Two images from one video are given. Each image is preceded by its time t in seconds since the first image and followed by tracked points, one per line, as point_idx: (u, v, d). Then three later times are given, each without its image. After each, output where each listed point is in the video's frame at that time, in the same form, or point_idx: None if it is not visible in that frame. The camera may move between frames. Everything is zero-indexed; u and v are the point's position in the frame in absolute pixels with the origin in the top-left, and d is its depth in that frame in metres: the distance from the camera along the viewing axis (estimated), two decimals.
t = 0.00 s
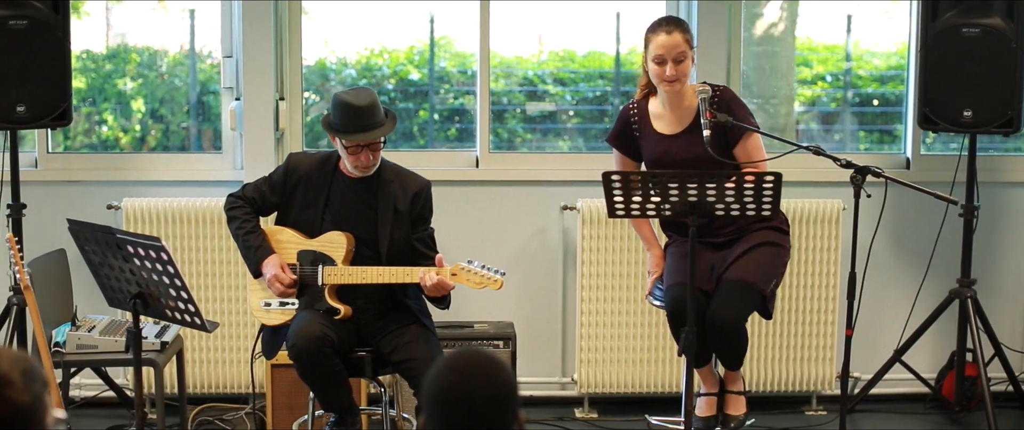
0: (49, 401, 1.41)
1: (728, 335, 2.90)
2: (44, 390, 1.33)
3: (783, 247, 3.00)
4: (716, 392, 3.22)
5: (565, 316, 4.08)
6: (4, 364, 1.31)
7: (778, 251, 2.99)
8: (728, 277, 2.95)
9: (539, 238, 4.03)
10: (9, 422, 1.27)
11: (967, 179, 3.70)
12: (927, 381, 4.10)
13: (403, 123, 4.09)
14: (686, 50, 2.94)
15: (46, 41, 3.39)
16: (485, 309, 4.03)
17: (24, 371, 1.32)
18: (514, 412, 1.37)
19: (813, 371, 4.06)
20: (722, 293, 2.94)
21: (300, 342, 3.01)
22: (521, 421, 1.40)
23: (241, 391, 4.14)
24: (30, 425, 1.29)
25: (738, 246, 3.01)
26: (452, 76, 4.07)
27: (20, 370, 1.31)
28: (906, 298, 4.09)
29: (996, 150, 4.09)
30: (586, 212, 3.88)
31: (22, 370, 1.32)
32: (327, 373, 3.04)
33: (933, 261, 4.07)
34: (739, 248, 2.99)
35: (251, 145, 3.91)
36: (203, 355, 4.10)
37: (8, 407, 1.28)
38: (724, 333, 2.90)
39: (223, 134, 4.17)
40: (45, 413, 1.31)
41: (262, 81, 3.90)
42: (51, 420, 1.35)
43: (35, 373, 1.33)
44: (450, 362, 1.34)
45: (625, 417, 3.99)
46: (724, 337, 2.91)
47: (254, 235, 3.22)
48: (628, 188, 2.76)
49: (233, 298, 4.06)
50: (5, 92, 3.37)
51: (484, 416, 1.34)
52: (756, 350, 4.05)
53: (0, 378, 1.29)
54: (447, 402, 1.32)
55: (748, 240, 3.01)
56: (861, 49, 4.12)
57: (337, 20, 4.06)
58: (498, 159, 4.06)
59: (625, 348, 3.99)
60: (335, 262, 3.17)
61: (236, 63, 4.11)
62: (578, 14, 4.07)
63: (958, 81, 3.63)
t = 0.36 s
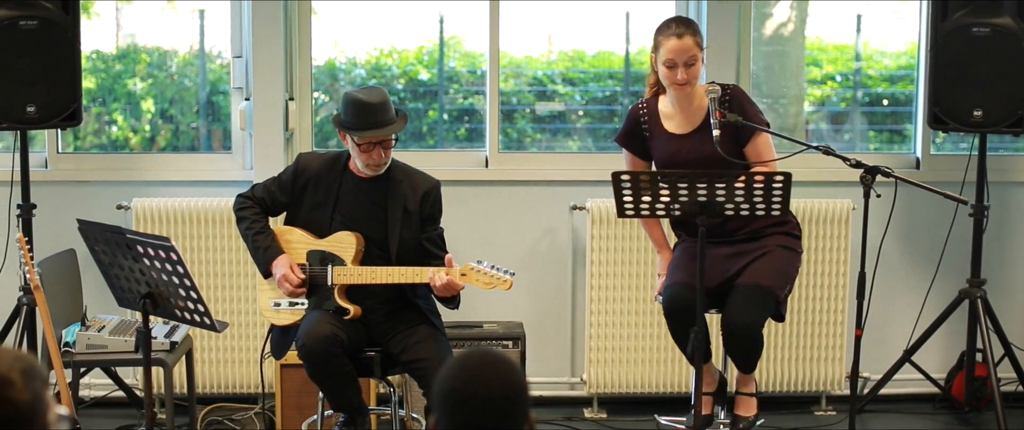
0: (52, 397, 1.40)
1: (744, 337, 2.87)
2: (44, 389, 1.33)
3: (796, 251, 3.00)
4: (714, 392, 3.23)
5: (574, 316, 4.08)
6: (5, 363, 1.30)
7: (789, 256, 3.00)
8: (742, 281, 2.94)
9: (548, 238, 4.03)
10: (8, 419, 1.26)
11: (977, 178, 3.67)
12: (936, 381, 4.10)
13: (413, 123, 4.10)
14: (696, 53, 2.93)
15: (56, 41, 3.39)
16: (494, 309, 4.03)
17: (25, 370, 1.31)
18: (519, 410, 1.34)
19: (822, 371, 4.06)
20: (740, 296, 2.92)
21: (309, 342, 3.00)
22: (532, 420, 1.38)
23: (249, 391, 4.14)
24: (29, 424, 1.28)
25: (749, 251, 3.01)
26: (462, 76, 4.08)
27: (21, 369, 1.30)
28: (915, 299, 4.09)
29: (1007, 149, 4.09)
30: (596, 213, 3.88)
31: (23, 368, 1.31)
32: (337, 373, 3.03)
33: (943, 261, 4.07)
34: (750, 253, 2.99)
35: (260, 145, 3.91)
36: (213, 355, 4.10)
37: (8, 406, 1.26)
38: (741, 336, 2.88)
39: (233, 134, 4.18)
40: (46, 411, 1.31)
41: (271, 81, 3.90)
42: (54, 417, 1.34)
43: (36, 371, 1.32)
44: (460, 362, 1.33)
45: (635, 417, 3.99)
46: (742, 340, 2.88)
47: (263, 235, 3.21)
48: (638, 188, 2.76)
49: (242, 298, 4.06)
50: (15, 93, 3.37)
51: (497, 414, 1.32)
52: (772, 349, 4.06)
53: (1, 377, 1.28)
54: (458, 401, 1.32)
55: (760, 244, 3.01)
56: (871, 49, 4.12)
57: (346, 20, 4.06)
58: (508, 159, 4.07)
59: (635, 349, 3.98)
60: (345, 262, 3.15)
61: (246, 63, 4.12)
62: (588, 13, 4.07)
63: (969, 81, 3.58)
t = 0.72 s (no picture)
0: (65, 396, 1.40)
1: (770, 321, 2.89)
2: (59, 388, 1.32)
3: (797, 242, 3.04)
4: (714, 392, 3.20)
5: (578, 316, 4.08)
6: (20, 364, 1.29)
7: (783, 240, 3.04)
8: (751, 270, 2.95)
9: (552, 238, 4.03)
10: (23, 420, 1.26)
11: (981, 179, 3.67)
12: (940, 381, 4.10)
13: (417, 123, 4.10)
14: (707, 40, 2.95)
15: (60, 41, 3.39)
16: (498, 309, 4.04)
17: (39, 371, 1.31)
18: (525, 413, 1.34)
19: (826, 371, 4.06)
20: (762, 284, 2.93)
21: (313, 342, 3.00)
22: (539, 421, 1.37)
23: (253, 391, 4.14)
24: (41, 426, 1.28)
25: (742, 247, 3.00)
26: (466, 76, 4.08)
27: (35, 370, 1.30)
28: (920, 299, 4.09)
29: (1011, 149, 4.09)
30: (599, 212, 3.88)
31: (38, 370, 1.30)
32: (341, 373, 3.03)
33: (947, 261, 4.06)
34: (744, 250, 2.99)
35: (264, 145, 3.91)
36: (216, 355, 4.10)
37: (22, 406, 1.26)
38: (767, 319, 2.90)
39: (237, 134, 4.18)
40: (61, 412, 1.30)
41: (274, 81, 3.90)
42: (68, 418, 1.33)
43: (50, 372, 1.32)
44: (471, 362, 1.33)
45: (639, 417, 3.99)
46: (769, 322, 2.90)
47: (267, 235, 3.21)
48: (642, 188, 2.76)
49: (245, 298, 4.07)
50: (19, 93, 3.37)
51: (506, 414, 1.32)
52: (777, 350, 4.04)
53: (14, 378, 1.27)
54: (467, 402, 1.31)
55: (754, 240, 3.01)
56: (875, 48, 4.11)
57: (350, 21, 4.06)
58: (512, 159, 4.07)
59: (639, 348, 3.98)
60: (349, 262, 3.15)
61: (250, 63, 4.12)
62: (592, 13, 4.07)
63: (972, 81, 3.57)
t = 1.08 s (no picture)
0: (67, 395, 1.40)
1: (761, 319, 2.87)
2: (63, 388, 1.32)
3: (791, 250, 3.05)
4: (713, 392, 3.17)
5: (577, 316, 4.08)
6: (24, 363, 1.29)
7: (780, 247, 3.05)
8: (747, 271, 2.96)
9: (552, 238, 4.03)
10: (27, 421, 1.26)
11: (981, 179, 3.67)
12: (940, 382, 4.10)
13: (416, 123, 4.10)
14: (722, 50, 2.95)
15: (59, 41, 3.39)
16: (497, 309, 4.04)
17: (43, 371, 1.30)
18: (526, 414, 1.34)
19: (825, 371, 4.06)
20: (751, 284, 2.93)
21: (313, 342, 2.99)
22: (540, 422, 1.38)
23: (253, 391, 4.14)
24: (44, 426, 1.28)
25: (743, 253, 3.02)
26: (465, 76, 4.08)
27: (38, 369, 1.30)
28: (919, 299, 4.09)
29: (1010, 149, 4.09)
30: (598, 212, 3.87)
31: (42, 368, 1.30)
32: (340, 373, 3.03)
33: (946, 260, 4.06)
34: (744, 253, 3.01)
35: (263, 145, 3.91)
36: (215, 355, 4.10)
37: (27, 406, 1.26)
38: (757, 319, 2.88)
39: (236, 135, 4.18)
40: (64, 410, 1.30)
41: (273, 81, 3.89)
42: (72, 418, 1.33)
43: (54, 371, 1.32)
44: (473, 363, 1.33)
45: (638, 417, 3.99)
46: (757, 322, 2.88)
47: (266, 236, 3.20)
48: (641, 188, 2.76)
49: (245, 298, 4.06)
50: (19, 93, 3.37)
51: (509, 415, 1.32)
52: (777, 348, 4.04)
53: (17, 378, 1.27)
54: (469, 403, 1.31)
55: (753, 246, 3.04)
56: (874, 49, 4.12)
57: (349, 21, 4.06)
58: (511, 159, 4.07)
59: (639, 348, 3.98)
60: (348, 262, 3.15)
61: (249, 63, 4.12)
62: (590, 13, 4.07)
63: (972, 81, 3.57)
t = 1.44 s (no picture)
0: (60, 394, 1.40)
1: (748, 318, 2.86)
2: (55, 386, 1.32)
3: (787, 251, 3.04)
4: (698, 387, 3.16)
5: (577, 316, 4.08)
6: (16, 362, 1.29)
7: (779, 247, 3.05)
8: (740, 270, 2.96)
9: (552, 238, 4.03)
10: (20, 420, 1.26)
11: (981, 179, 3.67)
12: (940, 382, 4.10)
13: (416, 123, 4.10)
14: (730, 48, 2.97)
15: (59, 41, 3.38)
16: (497, 309, 4.04)
17: (35, 369, 1.30)
18: (525, 414, 1.34)
19: (826, 371, 4.06)
20: (740, 282, 2.93)
21: (313, 341, 2.99)
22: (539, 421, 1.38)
23: (253, 391, 4.14)
24: (36, 425, 1.28)
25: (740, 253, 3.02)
26: (465, 76, 4.08)
27: (30, 368, 1.30)
28: (919, 299, 4.09)
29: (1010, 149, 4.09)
30: (598, 213, 3.88)
31: (33, 367, 1.30)
32: (340, 373, 3.03)
33: (946, 260, 4.06)
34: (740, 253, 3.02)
35: (263, 146, 3.91)
36: (216, 355, 4.09)
37: (20, 405, 1.26)
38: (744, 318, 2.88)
39: (236, 135, 4.18)
40: (57, 409, 1.30)
41: (273, 81, 3.89)
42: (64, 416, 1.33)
43: (46, 370, 1.32)
44: (469, 362, 1.33)
45: (638, 417, 3.99)
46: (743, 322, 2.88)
47: (266, 236, 3.20)
48: (641, 189, 2.76)
49: (245, 298, 4.06)
50: (19, 92, 3.37)
51: (507, 415, 1.32)
52: (776, 348, 4.04)
53: (10, 377, 1.27)
54: (465, 402, 1.31)
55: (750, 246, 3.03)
56: (874, 49, 4.12)
57: (349, 20, 4.06)
58: (511, 159, 4.07)
59: (638, 347, 3.98)
60: (348, 262, 3.15)
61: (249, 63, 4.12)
62: (590, 13, 4.07)
63: (972, 81, 3.57)
